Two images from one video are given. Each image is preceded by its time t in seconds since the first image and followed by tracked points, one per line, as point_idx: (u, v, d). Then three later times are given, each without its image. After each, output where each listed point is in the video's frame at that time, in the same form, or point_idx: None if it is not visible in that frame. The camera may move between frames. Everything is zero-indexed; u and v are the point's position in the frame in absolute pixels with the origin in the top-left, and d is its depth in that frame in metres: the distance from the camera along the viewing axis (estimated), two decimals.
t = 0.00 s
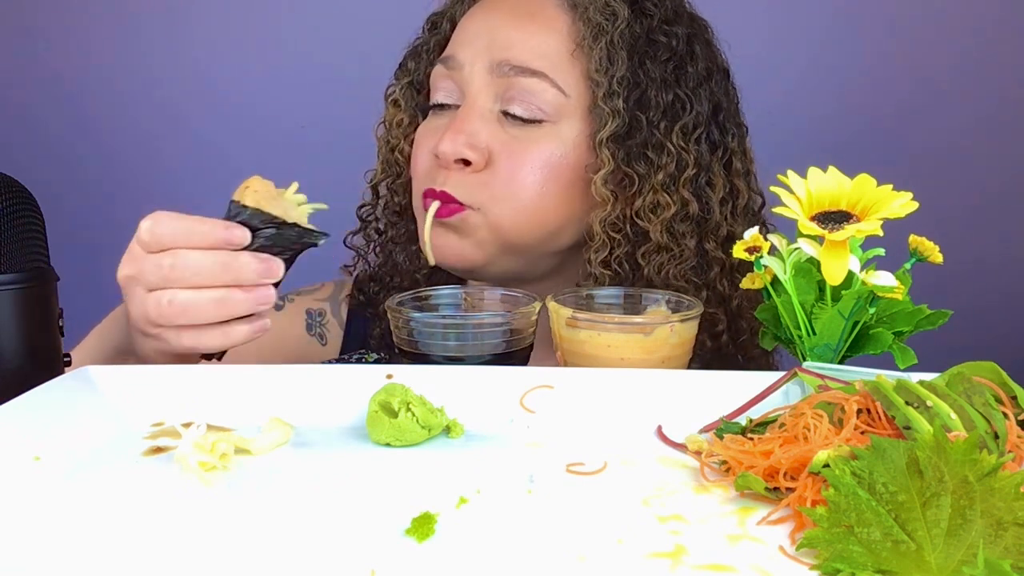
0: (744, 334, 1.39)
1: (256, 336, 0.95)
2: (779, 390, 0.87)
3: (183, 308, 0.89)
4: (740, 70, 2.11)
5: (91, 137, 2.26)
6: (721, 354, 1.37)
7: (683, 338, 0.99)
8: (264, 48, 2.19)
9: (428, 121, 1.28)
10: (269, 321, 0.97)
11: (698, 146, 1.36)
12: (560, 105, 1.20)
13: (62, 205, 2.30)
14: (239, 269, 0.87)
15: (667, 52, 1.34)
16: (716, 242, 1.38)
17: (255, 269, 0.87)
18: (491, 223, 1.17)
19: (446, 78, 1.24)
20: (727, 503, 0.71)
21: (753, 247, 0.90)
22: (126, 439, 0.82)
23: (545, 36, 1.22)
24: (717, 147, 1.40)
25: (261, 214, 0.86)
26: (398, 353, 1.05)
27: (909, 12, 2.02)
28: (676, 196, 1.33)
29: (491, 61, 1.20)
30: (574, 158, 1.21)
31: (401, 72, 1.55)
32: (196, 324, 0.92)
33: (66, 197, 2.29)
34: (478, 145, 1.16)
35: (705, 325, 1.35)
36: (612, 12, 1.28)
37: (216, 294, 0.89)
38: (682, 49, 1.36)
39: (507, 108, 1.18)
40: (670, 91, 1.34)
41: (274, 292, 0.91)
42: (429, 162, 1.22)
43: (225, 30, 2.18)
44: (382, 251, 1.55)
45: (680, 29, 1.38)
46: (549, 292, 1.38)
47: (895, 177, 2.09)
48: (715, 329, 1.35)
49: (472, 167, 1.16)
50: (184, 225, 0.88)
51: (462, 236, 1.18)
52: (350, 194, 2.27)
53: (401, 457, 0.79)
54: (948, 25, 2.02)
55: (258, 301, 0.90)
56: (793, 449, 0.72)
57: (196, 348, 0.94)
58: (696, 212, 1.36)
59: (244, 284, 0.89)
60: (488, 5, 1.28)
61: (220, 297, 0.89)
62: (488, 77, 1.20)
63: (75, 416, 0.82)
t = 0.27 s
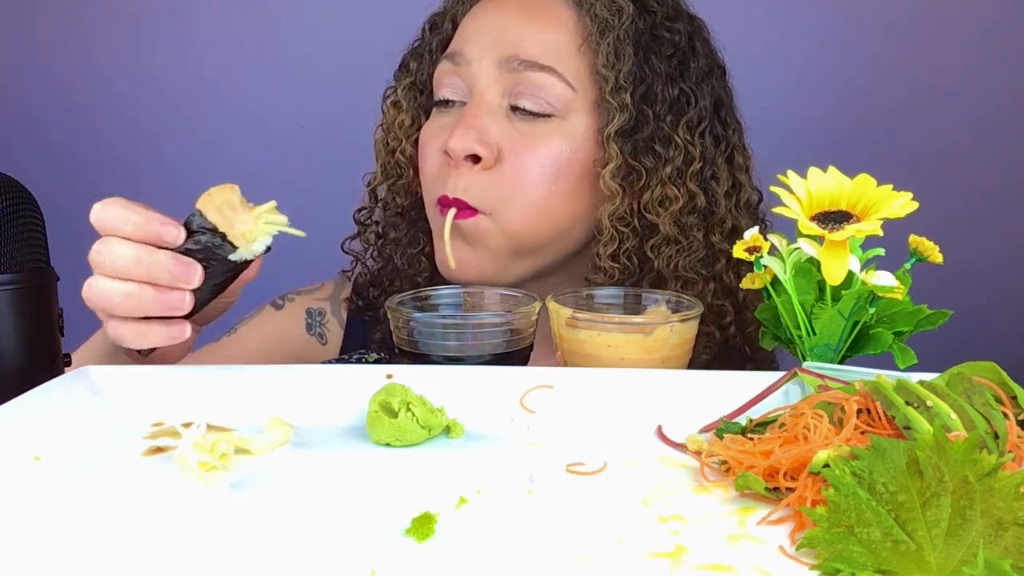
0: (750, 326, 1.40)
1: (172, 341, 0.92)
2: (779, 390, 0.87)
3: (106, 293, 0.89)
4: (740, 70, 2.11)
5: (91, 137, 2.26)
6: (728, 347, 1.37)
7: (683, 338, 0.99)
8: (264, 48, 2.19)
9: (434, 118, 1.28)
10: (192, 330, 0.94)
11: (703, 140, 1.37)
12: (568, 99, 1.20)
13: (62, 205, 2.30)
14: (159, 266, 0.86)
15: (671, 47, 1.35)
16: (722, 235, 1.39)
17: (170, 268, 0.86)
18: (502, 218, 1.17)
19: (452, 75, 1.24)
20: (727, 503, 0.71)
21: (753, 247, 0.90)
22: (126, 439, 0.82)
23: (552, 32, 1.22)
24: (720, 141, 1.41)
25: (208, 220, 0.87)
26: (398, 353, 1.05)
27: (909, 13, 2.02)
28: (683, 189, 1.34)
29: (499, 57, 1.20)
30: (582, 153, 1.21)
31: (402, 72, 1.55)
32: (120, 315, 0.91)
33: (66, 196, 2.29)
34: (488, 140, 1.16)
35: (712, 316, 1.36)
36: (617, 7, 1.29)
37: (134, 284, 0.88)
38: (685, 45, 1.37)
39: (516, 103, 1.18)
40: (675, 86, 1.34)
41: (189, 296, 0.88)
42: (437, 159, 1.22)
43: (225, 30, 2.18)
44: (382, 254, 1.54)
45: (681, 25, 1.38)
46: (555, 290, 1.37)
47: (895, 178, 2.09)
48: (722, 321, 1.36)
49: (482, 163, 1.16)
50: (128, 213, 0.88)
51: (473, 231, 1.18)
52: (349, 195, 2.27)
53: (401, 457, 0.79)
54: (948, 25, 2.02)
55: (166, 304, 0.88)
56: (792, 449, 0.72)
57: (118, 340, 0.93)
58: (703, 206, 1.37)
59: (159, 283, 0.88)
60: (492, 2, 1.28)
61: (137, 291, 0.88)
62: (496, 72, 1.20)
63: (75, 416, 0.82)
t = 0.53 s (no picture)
0: (751, 321, 1.41)
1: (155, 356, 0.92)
2: (779, 390, 0.87)
3: (97, 300, 0.90)
4: (740, 69, 2.11)
5: (91, 137, 2.26)
6: (730, 342, 1.38)
7: (683, 338, 0.99)
8: (264, 49, 2.19)
9: (434, 118, 1.28)
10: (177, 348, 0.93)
11: (703, 137, 1.37)
12: (568, 97, 1.20)
13: (62, 206, 2.30)
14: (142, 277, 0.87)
15: (670, 45, 1.35)
16: (722, 231, 1.39)
17: (152, 281, 0.87)
18: (504, 216, 1.17)
19: (452, 74, 1.24)
20: (727, 503, 0.71)
21: (753, 247, 0.89)
22: (127, 439, 0.82)
23: (551, 31, 1.22)
24: (720, 138, 1.41)
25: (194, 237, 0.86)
26: (398, 352, 1.05)
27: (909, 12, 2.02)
28: (683, 185, 1.34)
29: (499, 55, 1.20)
30: (583, 150, 1.21)
31: (401, 73, 1.55)
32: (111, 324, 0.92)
33: (66, 196, 2.29)
34: (489, 139, 1.16)
35: (713, 312, 1.36)
36: (616, 5, 1.29)
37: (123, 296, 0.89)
38: (683, 42, 1.37)
39: (516, 101, 1.18)
40: (674, 83, 1.35)
41: (172, 316, 0.88)
42: (438, 158, 1.22)
43: (225, 30, 2.18)
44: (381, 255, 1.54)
45: (680, 23, 1.38)
46: (557, 289, 1.37)
47: (895, 178, 2.09)
48: (723, 316, 1.36)
49: (483, 161, 1.16)
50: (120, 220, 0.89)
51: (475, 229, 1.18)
52: (349, 195, 2.27)
53: (401, 457, 0.79)
54: (948, 26, 2.02)
55: (150, 321, 0.88)
56: (793, 449, 0.72)
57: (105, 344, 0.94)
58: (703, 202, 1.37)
59: (143, 296, 0.88)
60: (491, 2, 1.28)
61: (125, 303, 0.89)
62: (496, 71, 1.20)
63: (75, 416, 0.82)
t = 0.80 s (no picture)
0: (749, 318, 1.41)
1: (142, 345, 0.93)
2: (779, 390, 0.87)
3: (80, 287, 0.91)
4: (739, 69, 2.11)
5: (90, 137, 2.26)
6: (727, 340, 1.38)
7: (683, 338, 0.99)
8: (264, 48, 2.19)
9: (430, 117, 1.28)
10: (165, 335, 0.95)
11: (699, 134, 1.37)
12: (563, 95, 1.20)
13: (62, 205, 2.30)
14: (122, 266, 0.88)
15: (665, 42, 1.35)
16: (719, 228, 1.40)
17: (133, 271, 0.88)
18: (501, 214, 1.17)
19: (448, 74, 1.24)
20: (727, 503, 0.71)
21: (753, 247, 0.89)
22: (127, 439, 0.82)
23: (546, 29, 1.22)
24: (716, 135, 1.41)
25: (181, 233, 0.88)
26: (398, 352, 1.05)
27: (908, 12, 2.02)
28: (679, 182, 1.34)
29: (494, 54, 1.20)
30: (578, 148, 1.21)
31: (398, 74, 1.55)
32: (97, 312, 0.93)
33: (66, 196, 2.30)
34: (484, 137, 1.16)
35: (711, 309, 1.36)
36: (611, 3, 1.29)
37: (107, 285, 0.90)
38: (679, 39, 1.37)
39: (511, 99, 1.18)
40: (670, 80, 1.35)
41: (157, 307, 0.90)
42: (434, 157, 1.22)
43: (225, 30, 2.18)
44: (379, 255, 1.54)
45: (675, 20, 1.38)
46: (556, 290, 1.38)
47: (895, 178, 2.09)
48: (721, 313, 1.36)
49: (478, 160, 1.16)
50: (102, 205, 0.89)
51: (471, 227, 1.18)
52: (349, 195, 2.27)
53: (401, 457, 0.79)
54: (948, 26, 2.02)
55: (132, 310, 0.90)
56: (792, 449, 0.72)
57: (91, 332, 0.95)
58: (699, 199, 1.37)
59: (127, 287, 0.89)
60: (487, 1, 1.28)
61: (108, 292, 0.90)
62: (491, 69, 1.20)
63: (75, 415, 0.82)
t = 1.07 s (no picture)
0: (746, 315, 1.41)
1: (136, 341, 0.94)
2: (779, 390, 0.87)
3: (57, 278, 0.90)
4: (738, 70, 2.11)
5: (90, 138, 2.26)
6: (725, 337, 1.39)
7: (683, 338, 0.99)
8: (264, 49, 2.19)
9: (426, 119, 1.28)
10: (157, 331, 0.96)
11: (693, 131, 1.37)
12: (557, 94, 1.20)
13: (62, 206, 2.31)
14: (101, 256, 0.88)
15: (659, 40, 1.35)
16: (715, 225, 1.40)
17: (113, 260, 0.88)
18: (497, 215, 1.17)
19: (443, 76, 1.24)
20: (727, 503, 0.71)
21: (753, 247, 0.89)
22: (127, 439, 0.82)
23: (539, 29, 1.22)
24: (711, 132, 1.41)
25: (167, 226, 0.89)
26: (398, 352, 1.05)
27: (907, 12, 2.02)
28: (675, 180, 1.34)
29: (487, 55, 1.20)
30: (573, 147, 1.21)
31: (394, 76, 1.55)
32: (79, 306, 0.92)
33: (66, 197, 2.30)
34: (479, 139, 1.16)
35: (708, 306, 1.37)
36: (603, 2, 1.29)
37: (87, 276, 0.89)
38: (672, 37, 1.37)
39: (505, 100, 1.18)
40: (664, 78, 1.35)
41: (139, 297, 0.90)
42: (430, 160, 1.22)
43: (225, 30, 2.18)
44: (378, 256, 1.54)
45: (668, 18, 1.38)
46: (555, 290, 1.38)
47: (895, 178, 2.09)
48: (717, 311, 1.37)
49: (474, 161, 1.16)
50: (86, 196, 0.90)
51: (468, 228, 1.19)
52: (349, 195, 2.27)
53: (401, 457, 0.79)
54: (948, 26, 2.02)
55: (113, 301, 0.89)
56: (792, 449, 0.72)
57: (80, 330, 0.94)
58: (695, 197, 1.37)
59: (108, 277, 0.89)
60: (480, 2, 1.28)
61: (89, 282, 0.89)
62: (485, 70, 1.20)
63: (75, 415, 0.82)
